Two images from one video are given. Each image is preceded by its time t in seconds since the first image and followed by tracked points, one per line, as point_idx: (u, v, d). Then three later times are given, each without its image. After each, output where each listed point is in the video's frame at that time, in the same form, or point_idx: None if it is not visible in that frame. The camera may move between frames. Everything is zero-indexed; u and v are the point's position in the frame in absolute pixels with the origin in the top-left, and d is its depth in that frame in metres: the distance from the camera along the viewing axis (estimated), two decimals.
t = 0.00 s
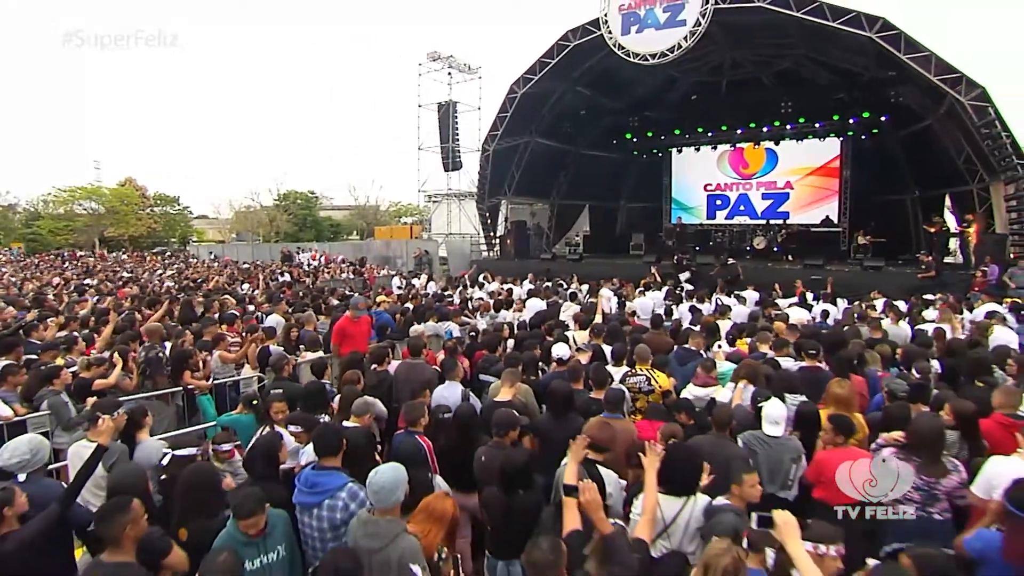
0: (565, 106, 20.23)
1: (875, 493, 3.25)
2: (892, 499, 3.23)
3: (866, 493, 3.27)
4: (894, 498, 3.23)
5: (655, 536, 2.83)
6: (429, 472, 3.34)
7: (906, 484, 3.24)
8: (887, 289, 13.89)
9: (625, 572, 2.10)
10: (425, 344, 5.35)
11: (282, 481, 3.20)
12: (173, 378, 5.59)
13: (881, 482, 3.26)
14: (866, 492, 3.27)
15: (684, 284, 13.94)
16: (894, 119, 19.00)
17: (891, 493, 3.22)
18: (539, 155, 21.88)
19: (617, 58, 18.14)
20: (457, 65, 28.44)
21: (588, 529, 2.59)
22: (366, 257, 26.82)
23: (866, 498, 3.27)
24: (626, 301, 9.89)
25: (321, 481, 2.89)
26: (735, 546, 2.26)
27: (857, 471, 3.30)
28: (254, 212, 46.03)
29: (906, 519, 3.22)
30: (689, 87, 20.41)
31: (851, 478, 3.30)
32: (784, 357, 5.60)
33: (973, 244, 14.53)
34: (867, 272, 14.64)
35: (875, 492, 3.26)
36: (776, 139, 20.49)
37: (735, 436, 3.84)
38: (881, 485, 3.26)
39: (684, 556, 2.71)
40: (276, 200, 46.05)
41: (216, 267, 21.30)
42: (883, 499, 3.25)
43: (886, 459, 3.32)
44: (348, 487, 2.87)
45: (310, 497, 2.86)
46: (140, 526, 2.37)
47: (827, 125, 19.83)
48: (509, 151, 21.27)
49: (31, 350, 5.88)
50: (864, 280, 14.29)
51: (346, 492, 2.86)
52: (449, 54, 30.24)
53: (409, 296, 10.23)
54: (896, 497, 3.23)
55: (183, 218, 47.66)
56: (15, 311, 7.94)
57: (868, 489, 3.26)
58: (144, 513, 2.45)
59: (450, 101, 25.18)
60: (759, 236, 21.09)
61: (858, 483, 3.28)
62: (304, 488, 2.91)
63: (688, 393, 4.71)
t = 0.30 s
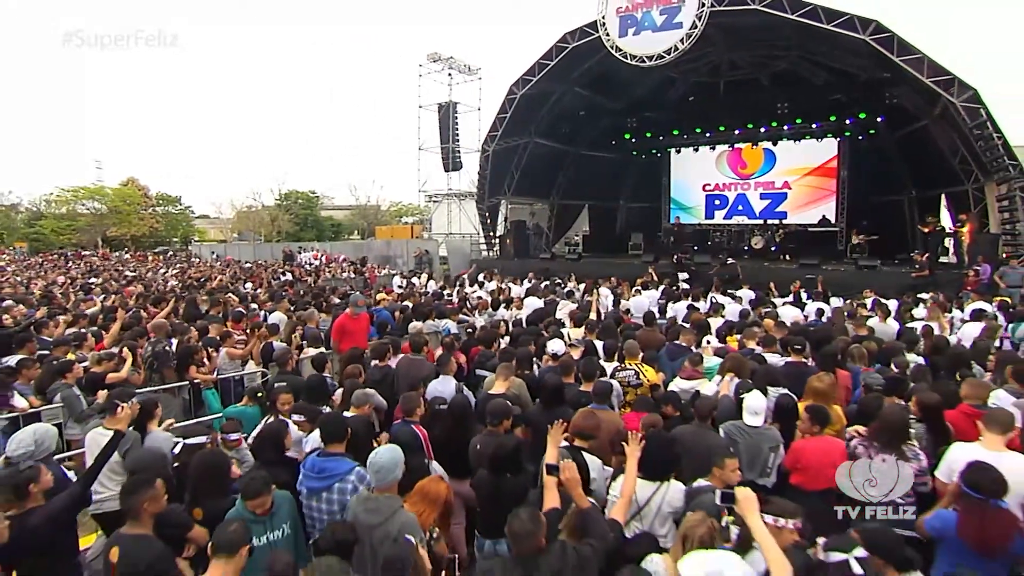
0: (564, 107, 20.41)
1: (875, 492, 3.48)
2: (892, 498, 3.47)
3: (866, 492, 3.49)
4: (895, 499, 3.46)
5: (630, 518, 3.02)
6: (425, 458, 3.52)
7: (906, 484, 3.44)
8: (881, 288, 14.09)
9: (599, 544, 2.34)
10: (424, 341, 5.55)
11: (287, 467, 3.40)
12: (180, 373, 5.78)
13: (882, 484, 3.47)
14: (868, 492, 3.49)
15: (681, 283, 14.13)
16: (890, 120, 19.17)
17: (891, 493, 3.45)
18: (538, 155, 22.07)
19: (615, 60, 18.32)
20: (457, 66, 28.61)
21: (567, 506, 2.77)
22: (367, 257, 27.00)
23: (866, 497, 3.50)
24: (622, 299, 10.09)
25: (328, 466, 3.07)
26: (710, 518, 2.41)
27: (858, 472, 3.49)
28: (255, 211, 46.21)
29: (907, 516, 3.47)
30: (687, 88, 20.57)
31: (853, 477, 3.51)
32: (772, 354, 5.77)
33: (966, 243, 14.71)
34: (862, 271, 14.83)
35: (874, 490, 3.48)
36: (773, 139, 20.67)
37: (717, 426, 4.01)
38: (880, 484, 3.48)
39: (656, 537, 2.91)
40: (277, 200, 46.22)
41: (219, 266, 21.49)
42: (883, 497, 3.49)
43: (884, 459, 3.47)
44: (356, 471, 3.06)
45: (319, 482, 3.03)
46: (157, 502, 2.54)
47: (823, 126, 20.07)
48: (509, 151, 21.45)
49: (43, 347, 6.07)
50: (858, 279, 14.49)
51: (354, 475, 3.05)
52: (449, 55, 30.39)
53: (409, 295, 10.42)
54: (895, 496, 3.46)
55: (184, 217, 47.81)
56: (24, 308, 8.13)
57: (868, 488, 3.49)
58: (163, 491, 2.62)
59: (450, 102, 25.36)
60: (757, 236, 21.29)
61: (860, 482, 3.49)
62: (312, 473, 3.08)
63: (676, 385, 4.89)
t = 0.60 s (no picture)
0: (564, 108, 20.59)
1: (876, 492, 3.09)
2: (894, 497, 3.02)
3: (865, 491, 3.12)
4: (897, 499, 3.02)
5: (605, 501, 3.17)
6: (421, 446, 3.69)
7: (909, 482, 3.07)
8: (877, 287, 14.24)
9: (580, 519, 2.53)
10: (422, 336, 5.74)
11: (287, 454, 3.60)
12: (188, 367, 5.96)
13: (880, 480, 3.13)
14: (868, 493, 3.10)
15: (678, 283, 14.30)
16: (887, 121, 19.34)
17: (893, 491, 3.05)
18: (539, 156, 22.24)
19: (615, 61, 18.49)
20: (458, 67, 28.79)
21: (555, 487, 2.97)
22: (369, 256, 27.19)
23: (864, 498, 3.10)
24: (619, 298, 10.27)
25: (336, 451, 3.25)
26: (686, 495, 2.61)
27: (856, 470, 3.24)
28: (258, 211, 46.43)
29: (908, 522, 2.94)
30: (687, 89, 20.73)
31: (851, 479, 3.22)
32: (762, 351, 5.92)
33: (961, 242, 14.84)
34: (858, 271, 14.97)
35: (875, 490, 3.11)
36: (772, 140, 20.83)
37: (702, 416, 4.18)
38: (881, 484, 3.12)
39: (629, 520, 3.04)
40: (280, 200, 46.45)
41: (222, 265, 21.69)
42: (883, 499, 3.04)
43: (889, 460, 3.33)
44: (363, 456, 3.26)
45: (328, 467, 3.21)
46: (177, 481, 2.71)
47: (822, 127, 20.26)
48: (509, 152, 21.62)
49: (54, 342, 6.27)
50: (854, 279, 14.65)
51: (362, 461, 3.24)
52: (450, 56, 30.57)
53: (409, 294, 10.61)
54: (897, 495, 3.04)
55: (187, 217, 48.04)
56: (33, 306, 8.32)
57: (867, 488, 3.13)
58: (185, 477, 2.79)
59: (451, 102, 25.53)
60: (756, 236, 21.44)
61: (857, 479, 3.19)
62: (320, 458, 3.25)
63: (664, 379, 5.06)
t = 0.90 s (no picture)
0: (565, 109, 20.78)
1: (875, 494, 2.99)
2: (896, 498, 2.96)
3: (864, 493, 3.01)
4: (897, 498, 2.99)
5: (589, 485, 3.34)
6: (418, 434, 3.88)
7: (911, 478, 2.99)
8: (872, 287, 14.41)
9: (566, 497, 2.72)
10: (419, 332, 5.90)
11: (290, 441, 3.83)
12: (196, 362, 6.17)
13: (881, 483, 3.00)
14: (866, 494, 3.00)
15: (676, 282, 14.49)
16: (886, 121, 19.47)
17: (893, 492, 2.97)
18: (540, 156, 22.43)
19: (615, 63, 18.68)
20: (459, 68, 29.00)
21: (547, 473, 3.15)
22: (371, 256, 27.40)
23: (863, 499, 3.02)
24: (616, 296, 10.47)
25: (340, 437, 3.45)
26: (663, 475, 2.78)
27: (854, 472, 3.10)
28: (261, 211, 46.70)
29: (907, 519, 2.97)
30: (687, 89, 20.88)
31: (847, 479, 3.10)
32: (751, 346, 6.09)
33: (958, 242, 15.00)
34: (855, 270, 15.13)
35: (875, 491, 3.01)
36: (772, 140, 20.96)
37: (688, 407, 4.35)
38: (880, 484, 3.01)
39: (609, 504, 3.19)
40: (283, 199, 46.74)
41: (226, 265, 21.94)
42: (883, 500, 2.98)
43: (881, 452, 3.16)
44: (364, 443, 3.45)
45: (331, 452, 3.41)
46: (199, 463, 2.90)
47: (820, 128, 20.45)
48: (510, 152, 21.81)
49: (67, 338, 6.48)
50: (850, 278, 14.85)
51: (361, 448, 3.43)
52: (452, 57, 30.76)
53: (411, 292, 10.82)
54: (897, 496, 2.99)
55: (191, 217, 48.33)
56: (44, 303, 8.54)
57: (865, 489, 3.02)
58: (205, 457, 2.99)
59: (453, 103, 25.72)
60: (756, 235, 21.62)
61: (856, 483, 3.05)
62: (325, 443, 3.44)
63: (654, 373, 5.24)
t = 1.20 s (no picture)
0: (565, 110, 20.96)
1: (876, 493, 3.17)
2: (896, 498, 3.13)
3: (865, 492, 3.18)
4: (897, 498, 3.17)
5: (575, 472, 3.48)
6: (415, 423, 4.05)
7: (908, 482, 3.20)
8: (868, 286, 14.57)
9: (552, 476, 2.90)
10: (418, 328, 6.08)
11: (293, 429, 4.02)
12: (202, 357, 6.37)
13: (882, 484, 3.18)
14: (866, 493, 3.18)
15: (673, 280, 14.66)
16: (884, 121, 19.58)
17: (893, 493, 3.15)
18: (540, 156, 22.61)
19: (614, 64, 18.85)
20: (461, 69, 29.20)
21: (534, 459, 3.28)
22: (373, 255, 27.63)
23: (865, 499, 3.18)
24: (613, 294, 10.66)
25: (341, 424, 3.64)
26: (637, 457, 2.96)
27: (855, 471, 3.25)
28: (264, 210, 47.00)
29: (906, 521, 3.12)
30: (686, 90, 21.04)
31: (850, 478, 3.25)
32: (741, 341, 6.25)
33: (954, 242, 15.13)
34: (852, 270, 15.29)
35: (875, 491, 3.18)
36: (771, 140, 21.00)
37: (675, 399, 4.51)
38: (880, 485, 3.19)
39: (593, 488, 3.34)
40: (286, 199, 47.04)
41: (230, 264, 22.19)
42: (887, 500, 3.16)
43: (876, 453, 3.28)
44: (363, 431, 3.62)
45: (333, 438, 3.59)
46: (201, 445, 3.11)
47: (819, 128, 20.59)
48: (511, 152, 22.00)
49: (77, 334, 6.69)
50: (846, 277, 15.00)
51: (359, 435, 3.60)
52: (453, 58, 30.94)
53: (411, 290, 11.02)
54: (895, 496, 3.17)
55: (195, 217, 48.64)
56: (54, 301, 8.77)
57: (866, 488, 3.19)
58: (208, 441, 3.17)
59: (455, 103, 25.88)
60: (755, 235, 21.77)
61: (858, 483, 3.21)
62: (327, 429, 3.63)
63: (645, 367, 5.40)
